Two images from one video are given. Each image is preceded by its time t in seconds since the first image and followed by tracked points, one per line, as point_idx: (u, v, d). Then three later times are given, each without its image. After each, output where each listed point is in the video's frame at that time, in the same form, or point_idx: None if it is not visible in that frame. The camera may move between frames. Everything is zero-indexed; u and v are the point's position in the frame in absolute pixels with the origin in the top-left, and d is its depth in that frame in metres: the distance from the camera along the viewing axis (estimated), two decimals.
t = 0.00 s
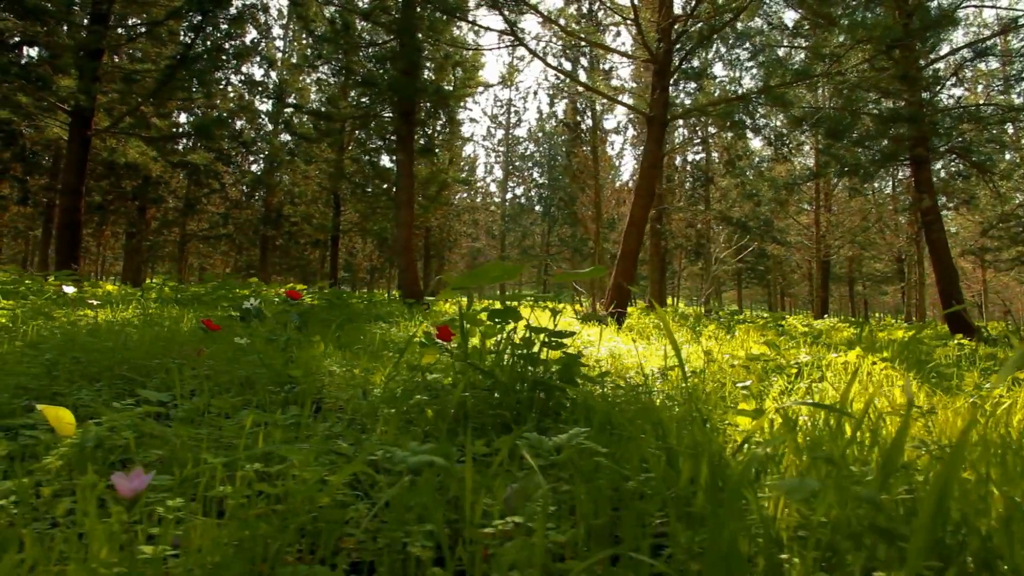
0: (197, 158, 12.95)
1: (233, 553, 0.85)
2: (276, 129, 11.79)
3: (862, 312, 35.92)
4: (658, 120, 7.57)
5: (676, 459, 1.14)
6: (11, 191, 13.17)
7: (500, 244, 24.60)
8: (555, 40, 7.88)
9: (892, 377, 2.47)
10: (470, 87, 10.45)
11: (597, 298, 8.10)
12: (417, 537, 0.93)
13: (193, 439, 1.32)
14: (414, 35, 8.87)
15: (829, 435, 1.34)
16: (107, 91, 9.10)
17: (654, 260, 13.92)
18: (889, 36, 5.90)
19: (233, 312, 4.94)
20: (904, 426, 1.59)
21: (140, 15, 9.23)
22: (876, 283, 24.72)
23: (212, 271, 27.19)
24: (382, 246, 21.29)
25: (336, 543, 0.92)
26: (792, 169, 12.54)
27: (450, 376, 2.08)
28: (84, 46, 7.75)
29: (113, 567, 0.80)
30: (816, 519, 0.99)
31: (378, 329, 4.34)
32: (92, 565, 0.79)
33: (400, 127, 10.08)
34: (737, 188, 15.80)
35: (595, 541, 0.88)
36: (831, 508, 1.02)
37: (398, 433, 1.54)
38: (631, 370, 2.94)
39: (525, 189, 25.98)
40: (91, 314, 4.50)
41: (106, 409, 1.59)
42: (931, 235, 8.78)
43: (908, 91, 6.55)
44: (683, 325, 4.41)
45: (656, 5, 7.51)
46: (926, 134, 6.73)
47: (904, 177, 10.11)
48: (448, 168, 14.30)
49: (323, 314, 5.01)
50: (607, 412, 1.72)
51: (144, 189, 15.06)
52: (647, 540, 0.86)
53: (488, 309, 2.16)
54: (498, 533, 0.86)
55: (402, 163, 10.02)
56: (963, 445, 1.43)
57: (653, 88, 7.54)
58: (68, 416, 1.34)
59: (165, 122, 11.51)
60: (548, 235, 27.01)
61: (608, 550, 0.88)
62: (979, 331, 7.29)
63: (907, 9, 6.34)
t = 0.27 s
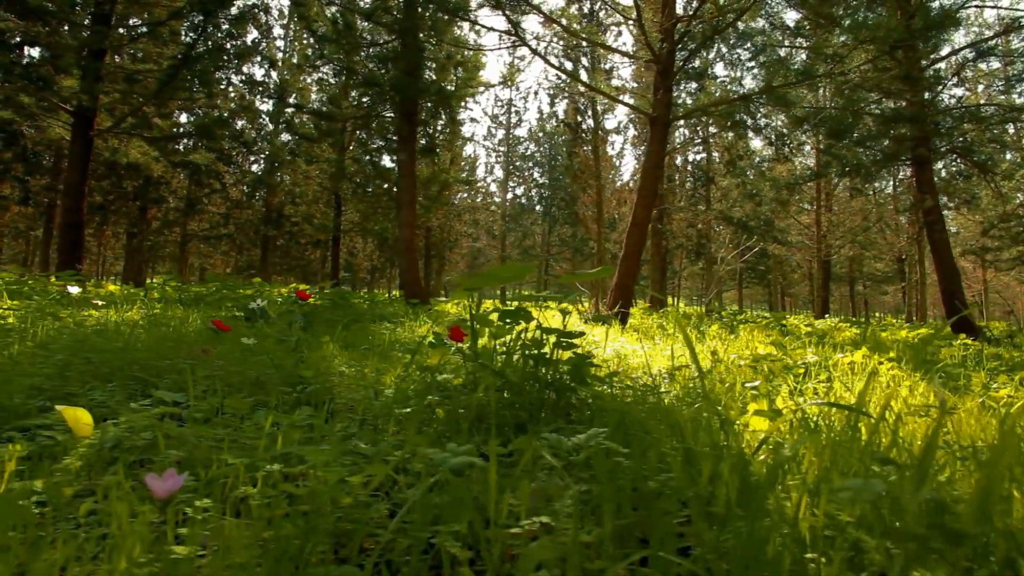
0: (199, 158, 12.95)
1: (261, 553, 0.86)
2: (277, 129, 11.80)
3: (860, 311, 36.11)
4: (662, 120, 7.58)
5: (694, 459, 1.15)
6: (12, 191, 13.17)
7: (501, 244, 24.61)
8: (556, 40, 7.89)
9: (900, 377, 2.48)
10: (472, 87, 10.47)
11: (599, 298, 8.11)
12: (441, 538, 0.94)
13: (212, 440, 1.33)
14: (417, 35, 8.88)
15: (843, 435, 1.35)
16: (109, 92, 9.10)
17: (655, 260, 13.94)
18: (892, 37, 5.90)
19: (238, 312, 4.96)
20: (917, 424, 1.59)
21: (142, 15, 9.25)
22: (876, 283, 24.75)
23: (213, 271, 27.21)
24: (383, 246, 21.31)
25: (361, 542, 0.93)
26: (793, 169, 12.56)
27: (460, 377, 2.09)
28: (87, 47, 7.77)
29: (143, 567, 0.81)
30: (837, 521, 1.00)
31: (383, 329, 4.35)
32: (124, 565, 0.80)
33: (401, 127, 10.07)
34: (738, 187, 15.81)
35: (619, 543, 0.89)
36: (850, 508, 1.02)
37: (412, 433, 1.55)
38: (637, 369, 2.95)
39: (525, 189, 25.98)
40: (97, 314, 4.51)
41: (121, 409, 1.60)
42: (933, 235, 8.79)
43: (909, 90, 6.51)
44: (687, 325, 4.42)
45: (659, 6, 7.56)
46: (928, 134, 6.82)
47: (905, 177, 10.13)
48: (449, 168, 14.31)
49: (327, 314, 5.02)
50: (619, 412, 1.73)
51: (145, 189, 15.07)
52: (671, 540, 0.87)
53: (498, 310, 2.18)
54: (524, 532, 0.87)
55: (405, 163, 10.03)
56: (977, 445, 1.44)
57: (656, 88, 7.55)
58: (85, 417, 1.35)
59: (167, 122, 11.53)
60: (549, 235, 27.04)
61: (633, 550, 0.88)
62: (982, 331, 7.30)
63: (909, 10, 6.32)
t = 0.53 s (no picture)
0: (200, 158, 12.95)
1: (285, 552, 0.87)
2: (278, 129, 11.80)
3: (860, 311, 36.11)
4: (664, 121, 7.61)
5: (711, 459, 1.15)
6: (13, 191, 13.18)
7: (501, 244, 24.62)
8: (558, 41, 7.89)
9: (907, 377, 2.49)
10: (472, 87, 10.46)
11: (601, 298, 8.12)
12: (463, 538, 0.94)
13: (228, 441, 1.34)
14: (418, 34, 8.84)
15: (855, 435, 1.36)
16: (111, 92, 9.11)
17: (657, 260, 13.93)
18: (894, 37, 5.89)
19: (242, 312, 4.98)
20: (928, 424, 1.59)
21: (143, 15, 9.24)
22: (876, 283, 24.76)
23: (213, 271, 27.21)
24: (384, 246, 21.32)
25: (382, 544, 0.93)
26: (794, 169, 12.58)
27: (470, 377, 2.10)
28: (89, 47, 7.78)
29: (170, 567, 0.82)
30: (856, 521, 1.00)
31: (388, 329, 4.37)
32: (152, 566, 0.81)
33: (404, 128, 10.05)
34: (739, 187, 15.82)
35: (641, 545, 0.89)
36: (867, 509, 1.03)
37: (425, 434, 1.55)
38: (643, 369, 2.97)
39: (526, 189, 25.97)
40: (103, 314, 4.53)
41: (135, 410, 1.61)
42: (934, 235, 8.81)
43: (909, 90, 6.46)
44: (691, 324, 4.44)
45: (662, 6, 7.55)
46: (930, 135, 6.77)
47: (906, 176, 10.13)
48: (450, 168, 14.30)
49: (332, 314, 5.03)
50: (630, 413, 1.74)
51: (146, 189, 15.08)
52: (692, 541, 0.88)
53: (507, 310, 2.19)
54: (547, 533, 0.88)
55: (406, 164, 10.01)
56: (988, 445, 1.45)
57: (659, 89, 7.59)
58: (100, 418, 1.35)
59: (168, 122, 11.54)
60: (549, 235, 27.05)
61: (655, 551, 0.89)
62: (983, 330, 7.31)
63: (910, 9, 6.22)
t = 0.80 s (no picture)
0: (201, 159, 12.95)
1: (309, 554, 0.87)
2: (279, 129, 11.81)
3: (860, 310, 36.16)
4: (668, 120, 7.62)
5: (728, 460, 1.16)
6: (15, 191, 13.18)
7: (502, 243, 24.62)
8: (560, 41, 7.88)
9: (914, 378, 2.50)
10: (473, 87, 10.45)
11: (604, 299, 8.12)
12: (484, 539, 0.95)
13: (243, 445, 1.34)
14: (421, 34, 9.15)
15: (868, 434, 1.36)
16: (113, 92, 9.12)
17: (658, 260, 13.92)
18: (896, 37, 5.91)
19: (246, 312, 4.99)
20: (938, 425, 1.60)
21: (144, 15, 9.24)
22: (877, 283, 24.78)
23: (214, 271, 27.22)
24: (384, 246, 21.32)
25: (403, 543, 0.94)
26: (794, 169, 12.59)
27: (478, 378, 2.11)
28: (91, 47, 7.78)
29: (197, 568, 0.83)
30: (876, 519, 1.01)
31: (393, 330, 4.39)
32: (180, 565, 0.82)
33: (405, 128, 9.82)
34: (740, 187, 15.82)
35: (664, 546, 0.90)
36: (884, 508, 1.03)
37: (438, 436, 1.55)
38: (649, 369, 2.98)
39: (526, 189, 25.96)
40: (108, 315, 4.53)
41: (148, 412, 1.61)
42: (935, 235, 8.81)
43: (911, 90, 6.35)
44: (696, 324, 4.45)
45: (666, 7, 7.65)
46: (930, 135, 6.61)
47: (907, 177, 10.15)
48: (451, 168, 14.30)
49: (336, 316, 5.02)
50: (641, 415, 1.75)
51: (147, 189, 15.09)
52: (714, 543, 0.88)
53: (516, 311, 2.20)
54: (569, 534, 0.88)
55: (407, 164, 9.97)
56: (1001, 446, 1.45)
57: (661, 89, 7.58)
58: (115, 418, 1.34)
59: (170, 123, 11.55)
60: (550, 235, 27.06)
61: (676, 552, 0.89)
62: (985, 330, 7.30)
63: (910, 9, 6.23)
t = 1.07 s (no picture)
0: (203, 159, 12.95)
1: (336, 554, 0.87)
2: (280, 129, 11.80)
3: (859, 310, 36.17)
4: (670, 120, 7.64)
5: (749, 459, 1.16)
6: (16, 191, 13.18)
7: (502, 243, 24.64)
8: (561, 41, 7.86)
9: (922, 378, 2.51)
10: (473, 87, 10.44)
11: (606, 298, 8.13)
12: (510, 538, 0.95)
13: (262, 445, 1.34)
14: (425, 36, 9.27)
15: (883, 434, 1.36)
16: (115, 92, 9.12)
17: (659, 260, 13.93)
18: (899, 38, 5.90)
19: (250, 312, 5.00)
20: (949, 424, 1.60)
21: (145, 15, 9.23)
22: (877, 283, 24.80)
23: (214, 270, 27.22)
24: (385, 246, 21.34)
25: (429, 543, 0.94)
26: (795, 169, 12.60)
27: (489, 378, 2.12)
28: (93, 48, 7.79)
29: (226, 568, 0.83)
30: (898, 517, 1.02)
31: (397, 330, 4.40)
32: (211, 564, 0.82)
33: (407, 126, 9.73)
34: (741, 187, 15.84)
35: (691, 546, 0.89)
36: (907, 509, 1.03)
37: (453, 435, 1.56)
38: (656, 369, 2.99)
39: (527, 189, 25.97)
40: (113, 315, 4.53)
41: (162, 412, 1.61)
42: (937, 235, 8.81)
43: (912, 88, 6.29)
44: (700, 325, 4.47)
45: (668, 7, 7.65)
46: (932, 136, 6.64)
47: (908, 177, 10.16)
48: (452, 168, 14.30)
49: (340, 316, 5.03)
50: (654, 415, 1.76)
51: (148, 189, 15.10)
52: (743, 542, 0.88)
53: (527, 312, 2.21)
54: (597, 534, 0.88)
55: (408, 164, 9.95)
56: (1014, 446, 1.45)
57: (664, 89, 7.58)
58: (132, 418, 1.33)
59: (171, 123, 11.56)
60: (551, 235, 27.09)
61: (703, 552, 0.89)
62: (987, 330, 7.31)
63: (912, 10, 6.41)
